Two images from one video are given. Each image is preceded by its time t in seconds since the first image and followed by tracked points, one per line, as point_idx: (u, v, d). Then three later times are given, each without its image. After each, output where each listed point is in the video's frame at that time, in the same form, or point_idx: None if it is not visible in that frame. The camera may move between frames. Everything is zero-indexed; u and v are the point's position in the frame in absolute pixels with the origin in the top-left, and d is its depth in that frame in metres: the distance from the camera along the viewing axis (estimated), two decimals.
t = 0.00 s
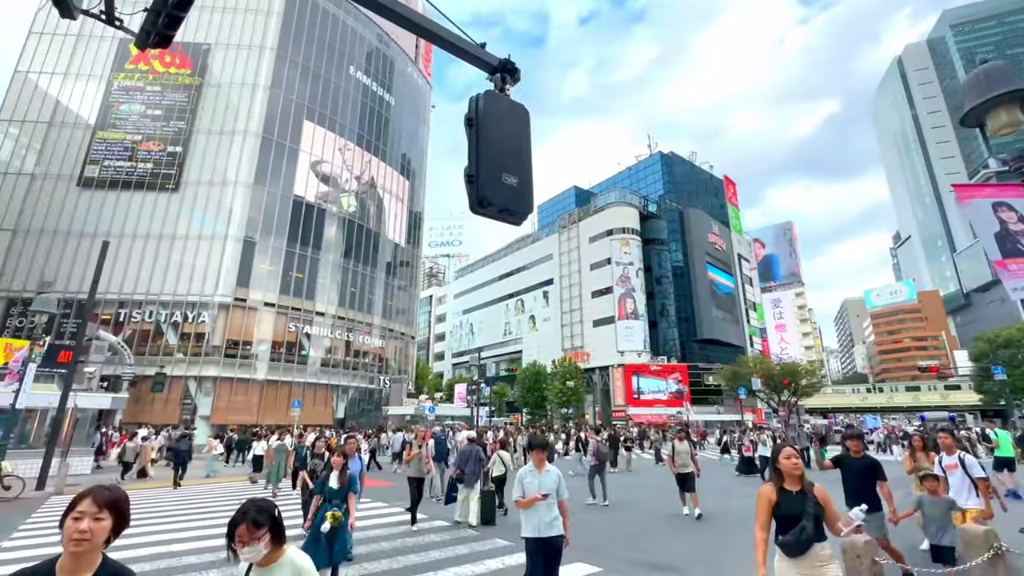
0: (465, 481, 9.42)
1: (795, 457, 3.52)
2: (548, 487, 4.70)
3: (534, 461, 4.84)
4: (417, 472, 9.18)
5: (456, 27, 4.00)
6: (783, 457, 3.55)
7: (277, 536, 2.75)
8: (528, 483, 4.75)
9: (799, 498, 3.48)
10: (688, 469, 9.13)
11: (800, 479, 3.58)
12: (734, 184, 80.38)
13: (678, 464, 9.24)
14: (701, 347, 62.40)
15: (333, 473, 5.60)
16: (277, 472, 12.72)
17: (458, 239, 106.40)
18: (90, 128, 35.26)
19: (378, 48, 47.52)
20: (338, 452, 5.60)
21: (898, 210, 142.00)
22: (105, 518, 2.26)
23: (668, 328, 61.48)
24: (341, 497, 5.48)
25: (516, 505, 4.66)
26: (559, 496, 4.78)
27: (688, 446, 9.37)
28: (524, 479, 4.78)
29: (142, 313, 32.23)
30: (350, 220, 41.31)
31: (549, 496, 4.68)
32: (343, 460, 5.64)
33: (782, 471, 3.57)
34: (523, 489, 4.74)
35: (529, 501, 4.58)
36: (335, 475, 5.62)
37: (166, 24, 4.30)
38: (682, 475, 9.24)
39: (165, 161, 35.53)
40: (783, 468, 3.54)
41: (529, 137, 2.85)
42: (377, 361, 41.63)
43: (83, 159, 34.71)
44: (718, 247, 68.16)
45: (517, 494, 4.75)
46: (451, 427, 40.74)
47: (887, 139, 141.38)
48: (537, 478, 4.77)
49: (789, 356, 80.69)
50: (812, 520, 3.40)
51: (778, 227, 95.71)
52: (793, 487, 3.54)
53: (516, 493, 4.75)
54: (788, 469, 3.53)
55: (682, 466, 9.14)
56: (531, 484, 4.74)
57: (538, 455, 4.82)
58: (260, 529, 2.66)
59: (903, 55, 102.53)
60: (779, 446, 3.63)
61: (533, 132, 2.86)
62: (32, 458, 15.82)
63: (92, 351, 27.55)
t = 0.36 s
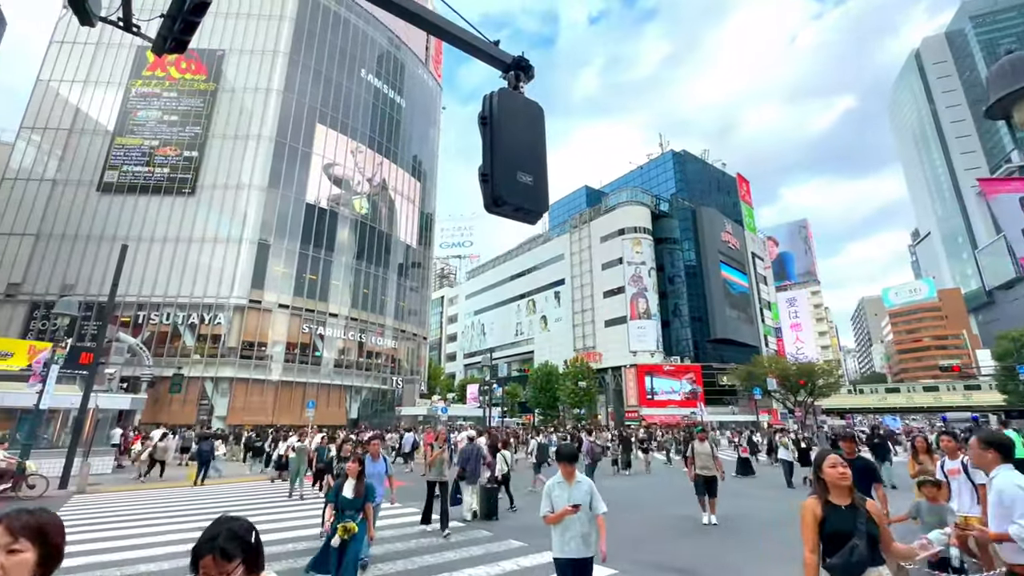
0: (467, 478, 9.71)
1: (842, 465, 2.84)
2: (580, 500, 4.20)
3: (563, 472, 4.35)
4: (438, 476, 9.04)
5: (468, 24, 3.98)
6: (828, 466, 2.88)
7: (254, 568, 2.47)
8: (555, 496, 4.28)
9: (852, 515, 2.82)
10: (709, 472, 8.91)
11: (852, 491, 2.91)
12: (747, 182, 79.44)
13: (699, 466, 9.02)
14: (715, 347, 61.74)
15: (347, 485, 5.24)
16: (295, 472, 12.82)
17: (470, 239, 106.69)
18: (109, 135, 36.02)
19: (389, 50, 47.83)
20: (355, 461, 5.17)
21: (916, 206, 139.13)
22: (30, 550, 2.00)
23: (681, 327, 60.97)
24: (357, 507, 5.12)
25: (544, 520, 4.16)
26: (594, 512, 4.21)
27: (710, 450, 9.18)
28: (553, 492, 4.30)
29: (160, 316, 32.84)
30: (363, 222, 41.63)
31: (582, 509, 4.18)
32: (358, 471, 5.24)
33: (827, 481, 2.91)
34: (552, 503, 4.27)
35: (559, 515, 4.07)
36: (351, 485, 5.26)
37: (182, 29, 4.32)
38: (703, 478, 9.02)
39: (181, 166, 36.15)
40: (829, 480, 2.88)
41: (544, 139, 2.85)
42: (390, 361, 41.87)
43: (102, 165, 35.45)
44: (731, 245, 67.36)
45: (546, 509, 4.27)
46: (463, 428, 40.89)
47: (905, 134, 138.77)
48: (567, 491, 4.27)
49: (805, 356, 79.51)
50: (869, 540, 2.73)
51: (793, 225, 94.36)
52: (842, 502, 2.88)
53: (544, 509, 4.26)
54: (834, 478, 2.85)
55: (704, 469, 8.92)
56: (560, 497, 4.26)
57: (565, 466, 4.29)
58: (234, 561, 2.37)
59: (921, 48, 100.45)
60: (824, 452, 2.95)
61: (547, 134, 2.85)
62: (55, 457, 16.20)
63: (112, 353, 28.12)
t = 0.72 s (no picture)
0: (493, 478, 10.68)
1: (901, 473, 2.64)
2: (615, 508, 3.73)
3: (596, 477, 3.84)
4: (458, 478, 8.77)
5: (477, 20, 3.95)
6: (885, 472, 2.68)
7: None
8: (587, 504, 3.78)
9: (914, 530, 2.56)
10: (718, 478, 8.79)
11: (910, 504, 2.69)
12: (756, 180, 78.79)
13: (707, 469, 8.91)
14: (724, 347, 61.27)
15: (351, 494, 4.91)
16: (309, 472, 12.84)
17: (477, 240, 106.78)
18: (121, 138, 36.45)
19: (396, 52, 47.99)
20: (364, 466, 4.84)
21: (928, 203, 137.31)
22: None
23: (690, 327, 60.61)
24: (365, 520, 4.80)
25: (573, 532, 3.67)
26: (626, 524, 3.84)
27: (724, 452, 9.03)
28: (584, 500, 3.80)
29: (171, 316, 33.16)
30: (370, 223, 41.80)
31: (617, 521, 3.73)
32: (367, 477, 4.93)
33: (882, 492, 2.70)
34: (582, 512, 3.76)
35: (591, 526, 3.56)
36: (358, 494, 4.93)
37: (191, 31, 4.34)
38: (711, 483, 8.89)
39: (191, 168, 36.49)
40: (885, 489, 2.68)
41: (556, 133, 2.81)
42: (397, 362, 41.98)
43: (114, 167, 35.89)
44: (740, 245, 66.88)
45: (574, 520, 3.75)
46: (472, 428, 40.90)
47: (917, 131, 136.96)
48: (601, 500, 3.77)
49: (815, 356, 78.72)
50: (938, 560, 2.46)
51: (802, 223, 93.50)
52: (902, 514, 2.64)
53: (572, 519, 3.75)
54: (891, 489, 2.65)
55: (712, 474, 8.81)
56: (594, 504, 3.76)
57: (600, 471, 3.80)
58: None
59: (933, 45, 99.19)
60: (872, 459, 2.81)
61: (559, 130, 2.82)
62: (69, 457, 16.39)
63: (124, 354, 28.41)
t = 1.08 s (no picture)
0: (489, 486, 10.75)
1: (972, 476, 2.35)
2: (676, 524, 3.12)
3: (646, 486, 3.26)
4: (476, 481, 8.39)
5: (487, 15, 3.95)
6: (952, 476, 2.38)
7: None
8: (641, 522, 3.15)
9: (995, 544, 2.21)
10: (728, 481, 8.51)
11: (981, 513, 2.37)
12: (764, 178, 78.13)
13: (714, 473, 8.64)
14: (733, 346, 60.82)
15: (359, 504, 4.53)
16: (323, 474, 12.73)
17: (483, 239, 106.89)
18: (131, 140, 36.88)
19: (402, 52, 48.13)
20: (374, 474, 4.53)
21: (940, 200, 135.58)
22: None
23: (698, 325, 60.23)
24: (375, 531, 4.42)
25: (624, 554, 3.06)
26: (690, 543, 3.15)
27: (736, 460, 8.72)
28: (637, 513, 3.18)
29: (182, 316, 33.49)
30: (377, 223, 41.93)
31: (679, 538, 3.11)
32: (378, 486, 4.56)
33: (949, 498, 2.39)
34: (636, 531, 3.14)
35: (648, 545, 2.97)
36: (367, 503, 4.56)
37: (200, 31, 4.37)
38: (720, 486, 8.67)
39: (200, 169, 36.82)
40: (953, 496, 2.36)
41: (566, 131, 2.82)
42: (405, 361, 42.09)
43: (125, 169, 36.31)
44: (749, 242, 66.39)
45: (624, 539, 3.14)
46: (480, 428, 40.98)
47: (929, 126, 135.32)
48: (655, 513, 3.17)
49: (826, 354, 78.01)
50: None
51: (812, 221, 92.64)
52: (975, 527, 2.31)
53: (624, 539, 3.10)
54: (961, 494, 2.34)
55: (722, 477, 8.53)
56: (651, 520, 3.13)
57: (651, 475, 3.23)
58: None
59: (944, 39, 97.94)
60: (934, 458, 2.52)
61: (569, 127, 2.84)
62: (82, 456, 16.61)
63: (136, 353, 28.70)
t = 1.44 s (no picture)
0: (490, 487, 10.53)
1: None
2: (742, 541, 2.49)
3: (700, 489, 2.61)
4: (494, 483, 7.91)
5: None
6: None
7: None
8: (701, 539, 2.46)
9: None
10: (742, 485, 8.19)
11: None
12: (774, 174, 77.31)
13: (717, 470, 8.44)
14: (742, 344, 60.37)
15: (361, 512, 3.68)
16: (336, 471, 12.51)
17: (490, 238, 106.89)
18: (141, 141, 37.21)
19: (408, 50, 48.16)
20: (379, 477, 3.72)
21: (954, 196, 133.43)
22: None
23: (707, 323, 59.73)
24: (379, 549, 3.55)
25: None
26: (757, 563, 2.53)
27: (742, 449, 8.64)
28: (695, 526, 2.48)
29: (192, 315, 33.72)
30: (385, 222, 41.98)
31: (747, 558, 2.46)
32: (381, 491, 3.72)
33: None
34: (694, 550, 2.44)
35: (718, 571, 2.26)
36: (369, 513, 3.68)
37: (204, 23, 4.32)
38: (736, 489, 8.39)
39: (209, 169, 37.08)
40: None
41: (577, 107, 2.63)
42: (413, 360, 42.14)
43: (135, 170, 36.64)
44: (759, 239, 65.77)
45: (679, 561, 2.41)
46: (488, 426, 40.92)
47: (942, 120, 133.38)
48: (716, 526, 2.51)
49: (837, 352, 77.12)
50: None
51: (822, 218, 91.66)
52: None
53: (681, 561, 2.39)
54: None
55: (737, 480, 8.20)
56: (710, 537, 2.45)
57: (711, 478, 2.57)
58: None
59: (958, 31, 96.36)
60: None
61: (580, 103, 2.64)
62: (93, 453, 16.75)
63: (147, 352, 28.96)
